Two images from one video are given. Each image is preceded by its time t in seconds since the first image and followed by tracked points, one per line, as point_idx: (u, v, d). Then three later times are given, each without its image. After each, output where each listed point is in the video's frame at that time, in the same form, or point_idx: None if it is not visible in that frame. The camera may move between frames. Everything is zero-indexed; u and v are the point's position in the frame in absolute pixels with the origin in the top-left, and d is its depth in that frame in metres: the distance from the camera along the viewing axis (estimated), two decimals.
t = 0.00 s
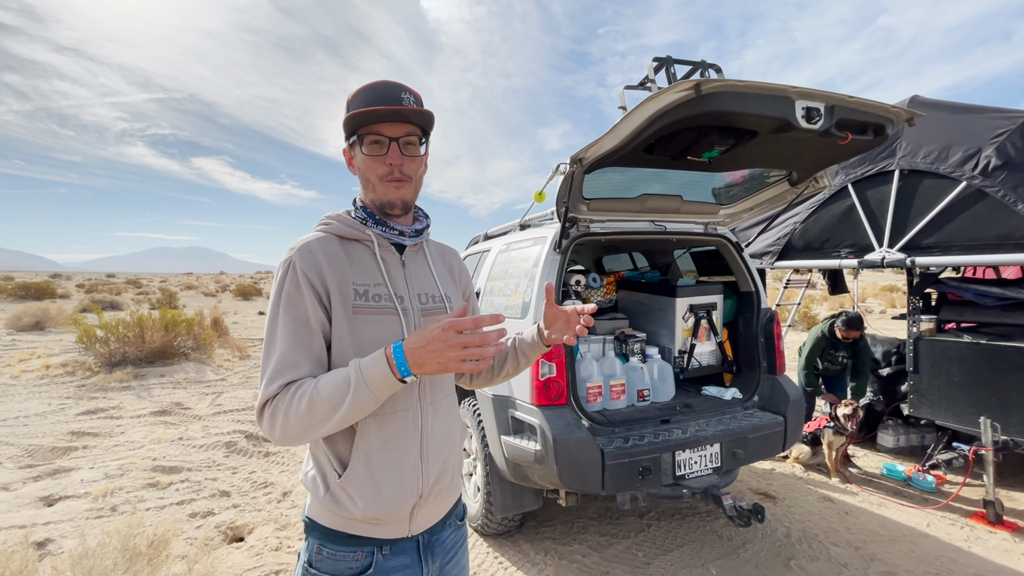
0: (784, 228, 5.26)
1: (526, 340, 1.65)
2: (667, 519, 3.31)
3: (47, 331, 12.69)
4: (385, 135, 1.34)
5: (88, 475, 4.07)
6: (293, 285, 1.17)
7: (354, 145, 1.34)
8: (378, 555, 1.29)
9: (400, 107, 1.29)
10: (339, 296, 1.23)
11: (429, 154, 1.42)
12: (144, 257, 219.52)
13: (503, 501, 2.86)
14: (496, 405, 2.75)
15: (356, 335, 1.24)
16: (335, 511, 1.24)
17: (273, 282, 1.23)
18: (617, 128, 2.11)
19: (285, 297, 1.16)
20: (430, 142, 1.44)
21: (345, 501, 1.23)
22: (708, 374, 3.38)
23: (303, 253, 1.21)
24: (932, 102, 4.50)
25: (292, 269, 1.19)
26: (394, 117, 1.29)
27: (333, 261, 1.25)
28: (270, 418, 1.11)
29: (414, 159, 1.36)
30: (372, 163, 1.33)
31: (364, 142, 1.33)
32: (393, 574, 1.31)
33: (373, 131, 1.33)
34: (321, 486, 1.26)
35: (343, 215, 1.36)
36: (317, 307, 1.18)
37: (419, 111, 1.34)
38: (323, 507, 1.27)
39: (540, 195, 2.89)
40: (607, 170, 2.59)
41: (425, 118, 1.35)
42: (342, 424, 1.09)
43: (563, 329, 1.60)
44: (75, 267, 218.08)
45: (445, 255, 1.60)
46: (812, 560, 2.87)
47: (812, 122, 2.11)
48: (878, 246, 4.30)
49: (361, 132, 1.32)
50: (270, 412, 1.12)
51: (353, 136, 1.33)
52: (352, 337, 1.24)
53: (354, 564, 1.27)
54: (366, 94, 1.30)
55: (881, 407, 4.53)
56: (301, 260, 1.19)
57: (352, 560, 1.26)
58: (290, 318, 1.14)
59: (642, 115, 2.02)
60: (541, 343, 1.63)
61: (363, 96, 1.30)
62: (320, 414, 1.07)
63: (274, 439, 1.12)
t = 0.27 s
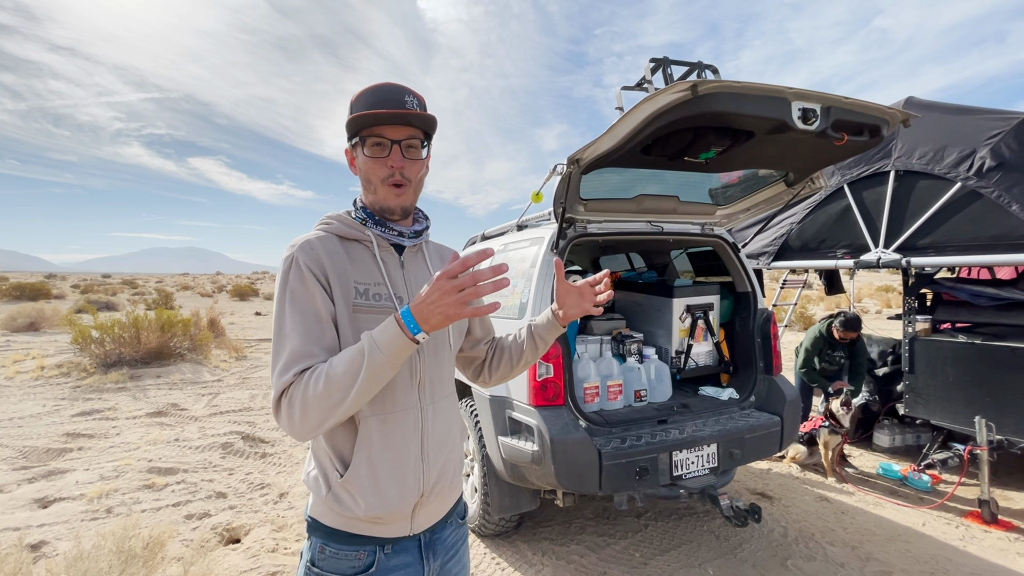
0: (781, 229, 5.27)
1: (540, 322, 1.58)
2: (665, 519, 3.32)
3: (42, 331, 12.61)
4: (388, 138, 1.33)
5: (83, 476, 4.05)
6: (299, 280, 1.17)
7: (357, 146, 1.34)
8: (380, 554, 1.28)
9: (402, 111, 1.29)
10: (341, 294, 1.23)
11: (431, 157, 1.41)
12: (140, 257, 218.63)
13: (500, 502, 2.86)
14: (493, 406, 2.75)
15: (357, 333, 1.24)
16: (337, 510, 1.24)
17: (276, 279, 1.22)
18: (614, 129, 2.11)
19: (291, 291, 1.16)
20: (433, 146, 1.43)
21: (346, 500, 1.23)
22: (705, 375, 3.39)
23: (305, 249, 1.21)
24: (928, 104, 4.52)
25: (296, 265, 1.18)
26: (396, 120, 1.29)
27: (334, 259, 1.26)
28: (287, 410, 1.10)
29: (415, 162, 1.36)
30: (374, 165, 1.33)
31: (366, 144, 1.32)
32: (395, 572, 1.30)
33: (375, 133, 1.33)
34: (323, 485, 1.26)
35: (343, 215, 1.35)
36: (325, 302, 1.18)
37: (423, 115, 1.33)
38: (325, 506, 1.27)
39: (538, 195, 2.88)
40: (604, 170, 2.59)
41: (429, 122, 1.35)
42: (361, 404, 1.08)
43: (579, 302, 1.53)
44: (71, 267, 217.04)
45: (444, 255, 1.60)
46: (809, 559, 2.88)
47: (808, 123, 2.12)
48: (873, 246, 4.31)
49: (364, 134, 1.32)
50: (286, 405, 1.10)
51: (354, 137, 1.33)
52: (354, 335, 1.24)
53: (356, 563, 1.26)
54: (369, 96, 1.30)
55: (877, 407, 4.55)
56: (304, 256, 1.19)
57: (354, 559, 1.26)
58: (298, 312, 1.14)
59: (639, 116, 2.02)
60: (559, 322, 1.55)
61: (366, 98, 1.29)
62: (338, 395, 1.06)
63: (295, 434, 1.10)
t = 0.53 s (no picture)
0: (778, 229, 5.29)
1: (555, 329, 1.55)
2: (662, 519, 3.32)
3: (37, 332, 12.55)
4: (382, 138, 1.33)
5: (79, 478, 4.03)
6: (309, 278, 1.16)
7: (352, 149, 1.34)
8: (381, 553, 1.28)
9: (396, 111, 1.29)
10: (348, 293, 1.23)
11: (427, 157, 1.41)
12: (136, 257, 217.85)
13: (498, 502, 2.86)
14: (491, 406, 2.75)
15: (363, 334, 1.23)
16: (338, 509, 1.23)
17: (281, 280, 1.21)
18: (611, 130, 2.12)
19: (303, 288, 1.15)
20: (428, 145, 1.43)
21: (347, 498, 1.23)
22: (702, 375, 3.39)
23: (311, 250, 1.21)
24: (923, 105, 4.54)
25: (304, 264, 1.18)
26: (389, 120, 1.29)
27: (338, 260, 1.25)
28: (321, 407, 1.09)
29: (410, 161, 1.36)
30: (370, 166, 1.33)
31: (361, 145, 1.33)
32: (396, 571, 1.30)
33: (370, 134, 1.33)
34: (325, 484, 1.26)
35: (343, 217, 1.35)
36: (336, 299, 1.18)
37: (417, 115, 1.33)
38: (327, 504, 1.26)
39: (535, 195, 2.89)
40: (602, 170, 2.59)
41: (423, 122, 1.34)
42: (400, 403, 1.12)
43: (598, 316, 1.53)
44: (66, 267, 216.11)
45: (445, 256, 1.59)
46: (806, 559, 2.88)
47: (804, 124, 2.13)
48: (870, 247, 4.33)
49: (359, 135, 1.32)
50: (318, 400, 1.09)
51: (349, 138, 1.33)
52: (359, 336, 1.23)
53: (357, 562, 1.26)
54: (364, 98, 1.30)
55: (873, 407, 4.56)
56: (311, 255, 1.19)
57: (356, 558, 1.26)
58: (316, 308, 1.14)
59: (636, 117, 2.03)
60: (574, 331, 1.54)
61: (360, 100, 1.29)
62: (383, 391, 1.09)
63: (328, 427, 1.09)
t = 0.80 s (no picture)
0: (775, 230, 5.30)
1: (554, 329, 1.55)
2: (660, 519, 3.33)
3: (33, 333, 12.49)
4: (383, 140, 1.33)
5: (75, 479, 4.01)
6: (314, 278, 1.16)
7: (353, 151, 1.34)
8: (385, 552, 1.28)
9: (397, 113, 1.29)
10: (352, 293, 1.23)
11: (428, 157, 1.41)
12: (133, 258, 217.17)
13: (496, 503, 2.86)
14: (489, 407, 2.74)
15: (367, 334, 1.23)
16: (342, 508, 1.23)
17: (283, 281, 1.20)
18: (609, 131, 2.12)
19: (308, 288, 1.15)
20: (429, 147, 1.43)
21: (350, 497, 1.22)
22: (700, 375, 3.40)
23: (314, 250, 1.21)
24: (919, 106, 4.56)
25: (308, 264, 1.17)
26: (391, 122, 1.29)
27: (341, 260, 1.25)
28: (331, 406, 1.09)
29: (411, 162, 1.36)
30: (370, 167, 1.33)
31: (362, 146, 1.32)
32: (400, 570, 1.30)
33: (371, 135, 1.33)
34: (329, 484, 1.26)
35: (345, 218, 1.35)
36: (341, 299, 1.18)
37: (418, 116, 1.33)
38: (331, 505, 1.26)
39: (533, 195, 2.89)
40: (600, 171, 2.59)
41: (425, 123, 1.35)
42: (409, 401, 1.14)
43: (596, 316, 1.52)
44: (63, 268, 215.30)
45: (446, 257, 1.59)
46: (803, 559, 2.89)
47: (801, 125, 2.13)
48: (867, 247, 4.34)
49: (360, 136, 1.32)
50: (328, 398, 1.09)
51: (351, 140, 1.32)
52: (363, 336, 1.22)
53: (361, 561, 1.26)
54: (365, 100, 1.29)
55: (871, 407, 4.54)
56: (314, 255, 1.19)
57: (360, 557, 1.25)
58: (321, 307, 1.14)
59: (635, 117, 2.03)
60: (572, 332, 1.54)
61: (361, 102, 1.29)
62: (394, 388, 1.10)
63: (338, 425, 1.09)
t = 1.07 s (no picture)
0: (773, 230, 5.31)
1: (557, 336, 1.59)
2: (658, 520, 3.33)
3: (29, 333, 12.44)
4: (383, 141, 1.33)
5: (72, 480, 4.00)
6: (317, 277, 1.16)
7: (352, 152, 1.34)
8: (389, 550, 1.28)
9: (397, 115, 1.29)
10: (355, 292, 1.22)
11: (426, 159, 1.41)
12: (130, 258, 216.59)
13: (495, 503, 2.86)
14: (487, 407, 2.74)
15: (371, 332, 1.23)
16: (347, 507, 1.22)
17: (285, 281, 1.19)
18: (607, 132, 2.12)
19: (312, 287, 1.14)
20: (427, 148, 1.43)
21: (355, 496, 1.22)
22: (699, 376, 3.40)
23: (316, 249, 1.21)
24: (916, 107, 4.58)
25: (310, 263, 1.17)
26: (391, 124, 1.29)
27: (342, 259, 1.25)
28: (341, 403, 1.08)
29: (410, 164, 1.36)
30: (369, 168, 1.33)
31: (362, 148, 1.32)
32: (404, 568, 1.30)
33: (370, 137, 1.32)
34: (333, 484, 1.25)
35: (344, 218, 1.35)
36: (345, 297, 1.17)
37: (417, 118, 1.33)
38: (335, 504, 1.25)
39: (532, 196, 2.89)
40: (598, 171, 2.60)
41: (424, 125, 1.35)
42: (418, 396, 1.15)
43: (599, 326, 1.57)
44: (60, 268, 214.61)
45: (444, 258, 1.59)
46: (801, 559, 2.90)
47: (799, 125, 2.14)
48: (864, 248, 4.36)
49: (359, 138, 1.32)
50: (337, 395, 1.08)
51: (351, 142, 1.32)
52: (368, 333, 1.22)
53: (366, 561, 1.25)
54: (364, 102, 1.29)
55: (868, 407, 4.55)
56: (317, 255, 1.19)
57: (364, 556, 1.25)
58: (326, 305, 1.14)
59: (633, 118, 2.03)
60: (574, 339, 1.58)
61: (361, 104, 1.29)
62: (404, 384, 1.11)
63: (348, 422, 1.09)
